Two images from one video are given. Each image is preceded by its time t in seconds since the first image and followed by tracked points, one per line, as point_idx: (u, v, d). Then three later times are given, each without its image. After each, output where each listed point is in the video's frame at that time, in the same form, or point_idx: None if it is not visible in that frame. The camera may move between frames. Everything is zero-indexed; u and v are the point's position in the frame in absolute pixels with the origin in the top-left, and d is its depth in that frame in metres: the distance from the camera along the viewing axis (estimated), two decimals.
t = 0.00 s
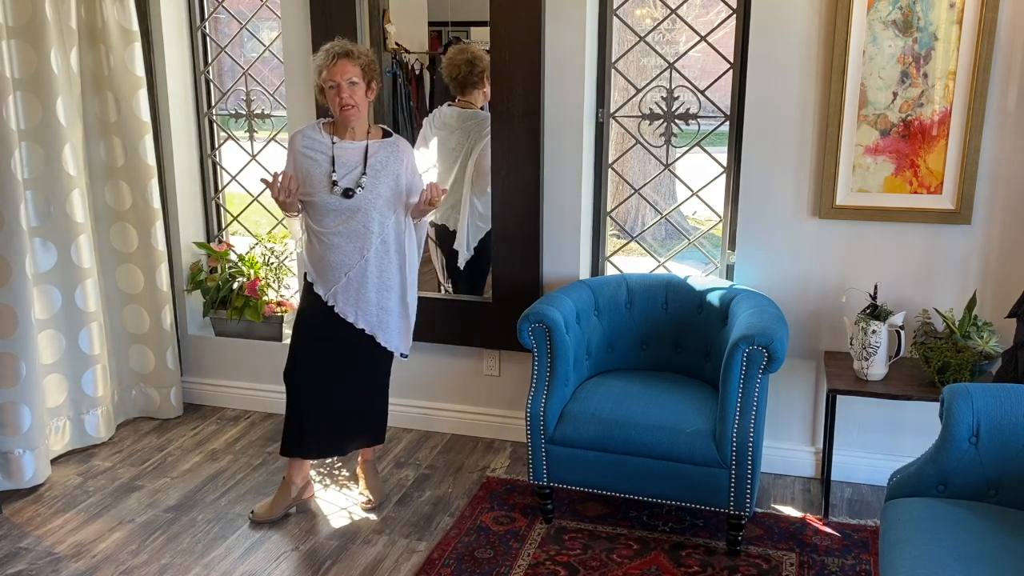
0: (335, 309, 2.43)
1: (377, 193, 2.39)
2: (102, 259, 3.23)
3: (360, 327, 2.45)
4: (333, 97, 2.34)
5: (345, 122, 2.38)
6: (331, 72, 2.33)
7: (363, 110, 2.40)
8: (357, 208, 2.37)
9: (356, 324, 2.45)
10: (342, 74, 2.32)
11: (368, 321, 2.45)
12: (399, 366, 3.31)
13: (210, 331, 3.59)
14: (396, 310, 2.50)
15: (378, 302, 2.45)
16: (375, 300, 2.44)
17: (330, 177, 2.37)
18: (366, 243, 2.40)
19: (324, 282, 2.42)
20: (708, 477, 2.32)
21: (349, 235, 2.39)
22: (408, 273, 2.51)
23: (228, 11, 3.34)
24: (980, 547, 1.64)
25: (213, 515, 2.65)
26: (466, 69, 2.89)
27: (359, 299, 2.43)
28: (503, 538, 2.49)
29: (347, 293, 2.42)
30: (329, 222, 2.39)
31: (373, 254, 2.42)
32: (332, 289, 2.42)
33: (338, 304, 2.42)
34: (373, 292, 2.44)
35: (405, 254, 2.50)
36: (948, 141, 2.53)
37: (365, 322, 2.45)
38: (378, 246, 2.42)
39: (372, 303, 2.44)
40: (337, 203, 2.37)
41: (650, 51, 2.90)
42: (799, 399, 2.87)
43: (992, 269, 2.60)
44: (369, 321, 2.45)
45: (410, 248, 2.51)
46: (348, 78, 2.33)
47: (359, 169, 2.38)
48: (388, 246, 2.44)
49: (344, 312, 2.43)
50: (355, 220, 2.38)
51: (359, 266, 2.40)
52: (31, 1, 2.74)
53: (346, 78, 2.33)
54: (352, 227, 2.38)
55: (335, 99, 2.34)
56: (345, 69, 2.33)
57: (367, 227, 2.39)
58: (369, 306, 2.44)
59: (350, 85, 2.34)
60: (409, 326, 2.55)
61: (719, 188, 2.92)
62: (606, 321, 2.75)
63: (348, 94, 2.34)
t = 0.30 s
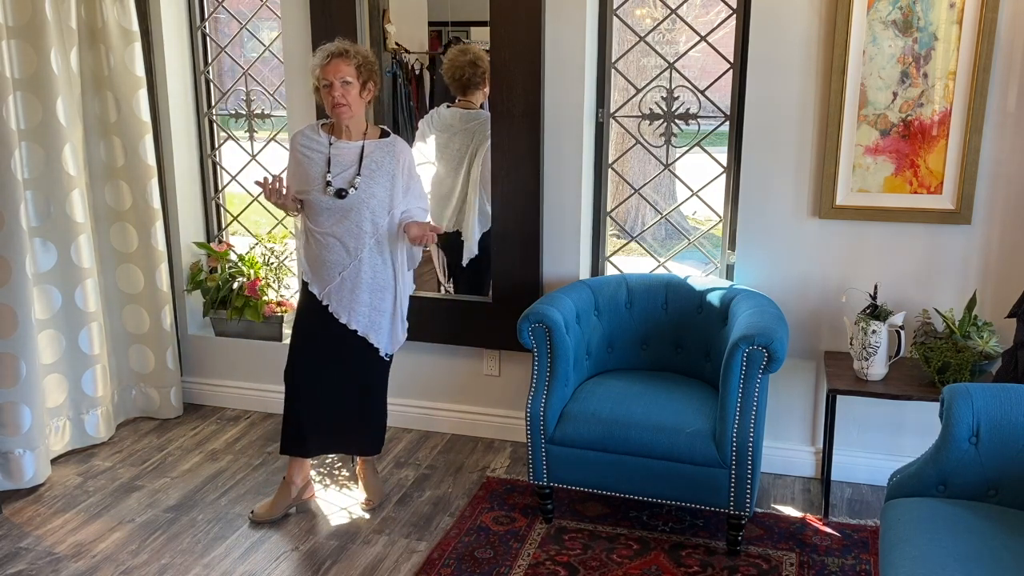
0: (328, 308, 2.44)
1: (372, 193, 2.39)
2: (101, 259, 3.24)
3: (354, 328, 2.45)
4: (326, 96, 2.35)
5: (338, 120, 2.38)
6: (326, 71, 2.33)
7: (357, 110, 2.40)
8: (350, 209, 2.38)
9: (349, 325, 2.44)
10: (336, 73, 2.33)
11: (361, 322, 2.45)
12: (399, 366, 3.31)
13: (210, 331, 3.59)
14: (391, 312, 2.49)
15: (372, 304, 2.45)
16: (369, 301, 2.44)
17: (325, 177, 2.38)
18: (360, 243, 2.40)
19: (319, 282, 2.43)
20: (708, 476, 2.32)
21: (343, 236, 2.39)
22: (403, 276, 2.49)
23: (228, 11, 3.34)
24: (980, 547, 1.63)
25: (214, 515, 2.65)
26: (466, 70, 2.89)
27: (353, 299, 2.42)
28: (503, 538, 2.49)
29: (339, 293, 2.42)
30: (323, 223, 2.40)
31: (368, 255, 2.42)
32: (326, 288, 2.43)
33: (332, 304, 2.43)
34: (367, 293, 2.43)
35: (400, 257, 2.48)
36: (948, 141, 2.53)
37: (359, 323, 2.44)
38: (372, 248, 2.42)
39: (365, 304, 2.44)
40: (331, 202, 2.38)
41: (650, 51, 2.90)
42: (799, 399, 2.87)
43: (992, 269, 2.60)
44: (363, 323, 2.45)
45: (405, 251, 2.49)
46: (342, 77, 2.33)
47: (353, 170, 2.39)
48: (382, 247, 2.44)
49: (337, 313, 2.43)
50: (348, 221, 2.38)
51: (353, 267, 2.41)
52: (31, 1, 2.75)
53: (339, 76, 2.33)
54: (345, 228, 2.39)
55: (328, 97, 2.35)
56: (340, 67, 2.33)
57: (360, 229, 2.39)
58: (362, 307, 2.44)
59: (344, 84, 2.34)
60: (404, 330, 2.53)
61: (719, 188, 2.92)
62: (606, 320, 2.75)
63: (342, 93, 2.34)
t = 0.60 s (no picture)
0: (330, 309, 2.44)
1: (373, 194, 2.40)
2: (101, 259, 3.24)
3: (356, 328, 2.45)
4: (330, 95, 2.34)
5: (341, 121, 2.38)
6: (333, 70, 2.33)
7: (360, 113, 2.39)
8: (352, 210, 2.38)
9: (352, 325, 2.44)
10: (342, 74, 2.32)
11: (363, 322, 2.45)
12: (399, 366, 3.31)
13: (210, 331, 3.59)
14: (392, 312, 2.49)
15: (374, 304, 2.45)
16: (371, 301, 2.44)
17: (326, 178, 2.38)
18: (362, 244, 2.40)
19: (320, 282, 2.43)
20: (708, 476, 2.32)
21: (345, 236, 2.39)
22: (404, 276, 2.50)
23: (228, 11, 3.34)
24: (980, 547, 1.63)
25: (214, 515, 2.65)
26: (466, 71, 2.89)
27: (355, 300, 2.43)
28: (503, 538, 2.49)
29: (341, 293, 2.42)
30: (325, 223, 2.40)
31: (369, 255, 2.42)
32: (327, 289, 2.43)
33: (334, 304, 2.43)
34: (368, 293, 2.44)
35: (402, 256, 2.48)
36: (948, 141, 2.53)
37: (361, 323, 2.45)
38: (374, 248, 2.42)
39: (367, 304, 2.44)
40: (333, 203, 2.38)
41: (650, 51, 2.90)
42: (799, 399, 2.87)
43: (992, 269, 2.60)
44: (365, 323, 2.45)
45: (407, 251, 2.49)
46: (349, 78, 2.33)
47: (354, 170, 2.39)
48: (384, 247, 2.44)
49: (340, 313, 2.43)
50: (350, 222, 2.38)
51: (355, 268, 2.41)
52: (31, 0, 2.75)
53: (346, 78, 2.32)
54: (347, 228, 2.39)
55: (333, 97, 2.34)
56: (348, 68, 2.33)
57: (362, 229, 2.39)
58: (364, 308, 2.44)
59: (350, 86, 2.33)
60: (405, 330, 2.53)
61: (719, 188, 2.92)
62: (606, 320, 2.75)
63: (347, 94, 2.34)
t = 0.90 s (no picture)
0: (333, 309, 2.44)
1: (376, 193, 2.40)
2: (101, 260, 3.23)
3: (359, 327, 2.45)
4: (334, 94, 2.35)
5: (344, 120, 2.38)
6: (337, 69, 2.33)
7: (363, 111, 2.40)
8: (355, 209, 2.38)
9: (354, 325, 2.44)
10: (346, 72, 2.32)
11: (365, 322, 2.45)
12: (399, 366, 3.31)
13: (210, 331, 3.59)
14: (393, 311, 2.50)
15: (376, 304, 2.46)
16: (372, 301, 2.45)
17: (329, 179, 2.38)
18: (365, 244, 2.40)
19: (322, 283, 2.43)
20: (708, 476, 2.32)
21: (347, 237, 2.39)
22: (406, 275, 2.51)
23: (228, 11, 3.34)
24: (981, 547, 1.63)
25: (214, 515, 2.65)
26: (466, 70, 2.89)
27: (357, 299, 2.43)
28: (503, 538, 2.49)
29: (344, 293, 2.42)
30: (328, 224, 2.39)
31: (372, 255, 2.42)
32: (329, 289, 2.43)
33: (336, 304, 2.43)
34: (371, 293, 2.44)
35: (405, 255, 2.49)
36: (948, 141, 2.53)
37: (363, 323, 2.45)
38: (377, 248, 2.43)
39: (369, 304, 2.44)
40: (336, 203, 2.37)
41: (650, 51, 2.90)
42: (799, 399, 2.87)
43: (992, 269, 2.60)
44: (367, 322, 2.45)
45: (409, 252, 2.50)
46: (353, 77, 2.33)
47: (357, 170, 2.39)
48: (386, 247, 2.44)
49: (342, 313, 2.43)
50: (354, 222, 2.38)
51: (357, 268, 2.41)
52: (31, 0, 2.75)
53: (350, 76, 2.33)
54: (349, 229, 2.39)
55: (336, 96, 2.35)
56: (350, 67, 2.33)
57: (365, 229, 2.39)
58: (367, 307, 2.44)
59: (352, 84, 2.34)
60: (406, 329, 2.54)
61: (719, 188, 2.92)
62: (606, 320, 2.75)
63: (350, 92, 2.34)
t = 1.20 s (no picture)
0: (337, 310, 2.44)
1: (378, 193, 2.40)
2: (102, 260, 3.24)
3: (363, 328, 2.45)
4: (336, 95, 2.35)
5: (345, 120, 2.38)
6: (338, 69, 2.33)
7: (364, 110, 2.40)
8: (358, 210, 2.38)
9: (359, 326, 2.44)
10: (347, 73, 2.32)
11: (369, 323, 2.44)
12: (399, 366, 3.31)
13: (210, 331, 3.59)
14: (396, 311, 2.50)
15: (379, 304, 2.46)
16: (376, 301, 2.45)
17: (331, 180, 2.37)
18: (367, 244, 2.40)
19: (326, 284, 2.43)
20: (708, 476, 2.32)
21: (350, 238, 2.39)
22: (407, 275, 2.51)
23: (228, 11, 3.35)
24: (981, 548, 1.63)
25: (214, 515, 2.65)
26: (466, 70, 2.89)
27: (362, 300, 2.42)
28: (503, 538, 2.49)
29: (348, 294, 2.42)
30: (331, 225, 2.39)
31: (375, 255, 2.42)
32: (333, 290, 2.42)
33: (341, 306, 2.43)
34: (374, 294, 2.44)
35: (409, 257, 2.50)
36: (948, 141, 2.53)
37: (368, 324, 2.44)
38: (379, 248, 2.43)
39: (373, 305, 2.44)
40: (338, 204, 2.37)
41: (650, 51, 2.90)
42: (799, 399, 2.87)
43: (992, 269, 2.60)
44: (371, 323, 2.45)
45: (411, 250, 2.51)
46: (354, 77, 2.33)
47: (359, 171, 2.39)
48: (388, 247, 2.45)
49: (346, 314, 2.43)
50: (357, 223, 2.38)
51: (360, 269, 2.41)
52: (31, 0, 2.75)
53: (351, 76, 2.33)
54: (352, 230, 2.39)
55: (337, 96, 2.35)
56: (351, 67, 2.33)
57: (368, 230, 2.39)
58: (371, 308, 2.44)
59: (353, 84, 2.34)
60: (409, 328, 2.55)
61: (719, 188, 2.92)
62: (606, 320, 2.75)
63: (352, 92, 2.34)
